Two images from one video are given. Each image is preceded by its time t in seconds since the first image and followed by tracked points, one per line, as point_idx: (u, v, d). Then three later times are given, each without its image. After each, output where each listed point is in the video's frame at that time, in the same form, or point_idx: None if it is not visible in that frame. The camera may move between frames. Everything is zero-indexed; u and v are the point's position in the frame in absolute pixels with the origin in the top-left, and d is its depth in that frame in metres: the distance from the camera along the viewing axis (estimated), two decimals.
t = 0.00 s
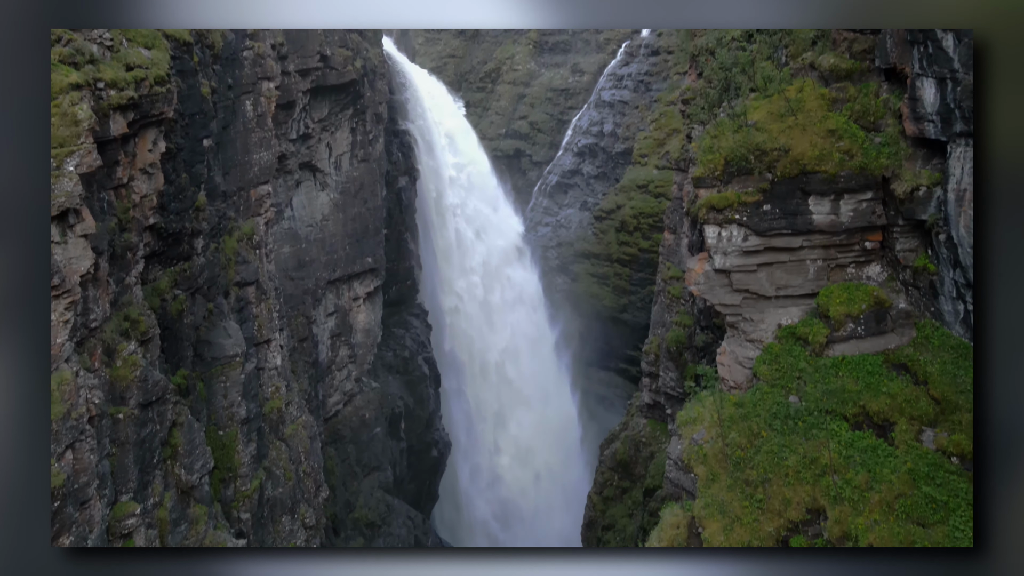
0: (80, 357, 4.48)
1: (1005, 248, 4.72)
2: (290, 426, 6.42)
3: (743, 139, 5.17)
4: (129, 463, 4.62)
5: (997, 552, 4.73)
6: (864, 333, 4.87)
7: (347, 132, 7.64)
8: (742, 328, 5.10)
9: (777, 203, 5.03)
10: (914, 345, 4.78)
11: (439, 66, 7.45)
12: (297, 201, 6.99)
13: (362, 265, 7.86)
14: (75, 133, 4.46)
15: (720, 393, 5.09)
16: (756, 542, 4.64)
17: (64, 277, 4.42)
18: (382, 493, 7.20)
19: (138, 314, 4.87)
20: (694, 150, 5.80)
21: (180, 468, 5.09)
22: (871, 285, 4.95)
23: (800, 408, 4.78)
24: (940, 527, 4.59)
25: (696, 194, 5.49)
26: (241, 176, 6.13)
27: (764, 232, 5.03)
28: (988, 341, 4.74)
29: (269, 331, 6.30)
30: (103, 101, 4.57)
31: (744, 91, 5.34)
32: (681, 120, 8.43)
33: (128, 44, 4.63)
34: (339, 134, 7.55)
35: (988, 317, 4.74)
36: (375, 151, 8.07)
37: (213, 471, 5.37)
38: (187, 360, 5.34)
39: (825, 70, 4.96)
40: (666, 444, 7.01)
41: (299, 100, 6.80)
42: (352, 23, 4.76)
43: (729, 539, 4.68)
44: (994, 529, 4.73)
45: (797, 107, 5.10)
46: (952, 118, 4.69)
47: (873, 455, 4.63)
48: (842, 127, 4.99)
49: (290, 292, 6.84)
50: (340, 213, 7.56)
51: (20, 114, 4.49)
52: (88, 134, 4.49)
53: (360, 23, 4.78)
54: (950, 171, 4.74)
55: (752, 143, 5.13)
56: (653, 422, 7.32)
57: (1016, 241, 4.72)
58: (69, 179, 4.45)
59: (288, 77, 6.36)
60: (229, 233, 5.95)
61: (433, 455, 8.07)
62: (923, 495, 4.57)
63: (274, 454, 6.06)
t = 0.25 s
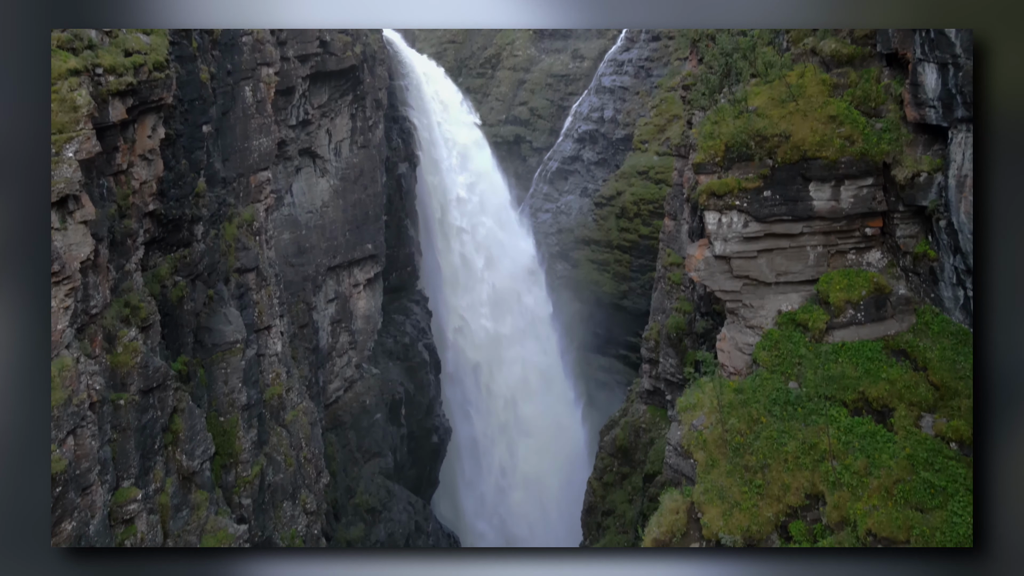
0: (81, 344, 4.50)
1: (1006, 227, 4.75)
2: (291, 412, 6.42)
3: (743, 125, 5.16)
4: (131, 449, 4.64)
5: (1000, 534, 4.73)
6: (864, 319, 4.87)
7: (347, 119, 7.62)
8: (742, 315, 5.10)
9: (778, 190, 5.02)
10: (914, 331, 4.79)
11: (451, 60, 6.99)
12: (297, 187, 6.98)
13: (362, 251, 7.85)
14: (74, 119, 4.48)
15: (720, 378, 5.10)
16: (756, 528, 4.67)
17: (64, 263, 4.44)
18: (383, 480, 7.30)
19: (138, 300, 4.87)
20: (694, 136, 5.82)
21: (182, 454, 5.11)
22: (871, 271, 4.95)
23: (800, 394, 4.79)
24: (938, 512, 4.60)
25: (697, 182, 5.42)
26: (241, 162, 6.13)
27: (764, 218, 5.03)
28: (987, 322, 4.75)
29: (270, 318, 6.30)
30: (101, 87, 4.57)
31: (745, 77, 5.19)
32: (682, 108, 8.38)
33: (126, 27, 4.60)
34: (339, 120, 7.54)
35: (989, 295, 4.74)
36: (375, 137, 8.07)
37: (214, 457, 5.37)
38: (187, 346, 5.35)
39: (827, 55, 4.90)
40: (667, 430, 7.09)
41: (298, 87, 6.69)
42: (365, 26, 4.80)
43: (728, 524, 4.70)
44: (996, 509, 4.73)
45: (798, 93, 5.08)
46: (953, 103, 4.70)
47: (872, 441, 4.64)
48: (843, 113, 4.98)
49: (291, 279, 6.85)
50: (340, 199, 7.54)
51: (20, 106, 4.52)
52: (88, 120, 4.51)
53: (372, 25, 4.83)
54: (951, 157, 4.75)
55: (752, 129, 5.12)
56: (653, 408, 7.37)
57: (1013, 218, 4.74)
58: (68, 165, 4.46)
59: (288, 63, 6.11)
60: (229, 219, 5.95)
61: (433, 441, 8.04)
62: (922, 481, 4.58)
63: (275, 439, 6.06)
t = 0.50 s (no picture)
0: (81, 332, 4.52)
1: (1005, 217, 4.76)
2: (292, 400, 6.42)
3: (744, 113, 5.14)
4: (131, 437, 4.68)
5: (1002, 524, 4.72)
6: (863, 307, 4.88)
7: (346, 107, 7.59)
8: (742, 303, 5.09)
9: (778, 178, 5.01)
10: (913, 320, 4.79)
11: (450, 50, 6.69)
12: (297, 176, 6.97)
13: (362, 240, 7.84)
14: (73, 108, 4.48)
15: (719, 367, 5.10)
16: (755, 515, 4.67)
17: (64, 252, 4.43)
18: (383, 467, 7.39)
19: (139, 289, 4.87)
20: (694, 124, 5.86)
21: (183, 442, 5.12)
22: (871, 260, 4.93)
23: (800, 382, 4.80)
24: (937, 500, 4.59)
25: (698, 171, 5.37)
26: (241, 150, 6.12)
27: (765, 207, 5.02)
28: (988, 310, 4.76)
29: (270, 307, 6.29)
30: (100, 75, 4.56)
31: (746, 65, 5.13)
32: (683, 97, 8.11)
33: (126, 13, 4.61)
34: (339, 108, 7.51)
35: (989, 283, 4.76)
36: (375, 126, 8.03)
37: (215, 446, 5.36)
38: (188, 334, 5.36)
39: (828, 43, 4.90)
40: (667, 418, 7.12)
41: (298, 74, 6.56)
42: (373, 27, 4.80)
43: (727, 512, 4.70)
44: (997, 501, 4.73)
45: (799, 81, 5.05)
46: (955, 92, 4.70)
47: (871, 429, 4.66)
48: (844, 101, 4.96)
49: (291, 268, 6.82)
50: (340, 187, 7.52)
51: (20, 92, 4.51)
52: (86, 108, 4.51)
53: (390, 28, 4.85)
54: (952, 145, 4.76)
55: (753, 116, 5.11)
56: (652, 397, 7.41)
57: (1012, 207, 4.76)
58: (68, 153, 4.46)
59: (287, 51, 5.90)
60: (229, 208, 5.95)
61: (432, 430, 8.18)
62: (921, 469, 4.59)
63: (276, 428, 6.06)
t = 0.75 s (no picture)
0: (81, 321, 4.54)
1: (1007, 206, 4.76)
2: (292, 388, 6.42)
3: (745, 102, 5.13)
4: (132, 426, 4.67)
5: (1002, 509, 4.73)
6: (864, 296, 4.88)
7: (347, 95, 7.53)
8: (742, 292, 5.10)
9: (779, 166, 5.00)
10: (913, 309, 4.80)
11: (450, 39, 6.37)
12: (297, 164, 6.94)
13: (362, 228, 7.80)
14: (71, 96, 4.50)
15: (719, 355, 5.12)
16: (754, 504, 4.66)
17: (64, 241, 4.45)
18: (384, 456, 7.39)
19: (139, 277, 4.86)
20: (694, 112, 5.89)
21: (184, 430, 5.13)
22: (871, 249, 4.93)
23: (799, 370, 4.81)
24: (936, 488, 4.59)
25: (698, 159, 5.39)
26: (240, 139, 6.10)
27: (765, 195, 5.02)
28: (988, 298, 4.76)
29: (270, 296, 6.28)
30: (99, 63, 4.57)
31: (746, 53, 5.01)
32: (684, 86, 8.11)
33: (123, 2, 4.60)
34: (339, 97, 7.45)
35: (990, 269, 4.76)
36: (375, 114, 7.90)
37: (216, 435, 5.38)
38: (188, 323, 5.37)
39: (829, 30, 4.91)
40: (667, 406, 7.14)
41: (298, 63, 6.41)
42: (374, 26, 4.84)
43: (727, 500, 4.70)
44: (996, 486, 4.74)
45: (800, 69, 5.02)
46: (956, 80, 4.70)
47: (871, 417, 4.67)
48: (845, 90, 4.94)
49: (291, 256, 6.85)
50: (340, 176, 7.49)
51: (19, 84, 4.53)
52: (86, 96, 4.53)
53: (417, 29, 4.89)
54: (952, 134, 4.76)
55: (753, 105, 5.11)
56: (653, 384, 7.38)
57: (1015, 194, 4.76)
58: (67, 142, 4.47)
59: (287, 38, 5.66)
60: (229, 196, 5.94)
61: (433, 418, 8.12)
62: (920, 457, 4.60)
63: (277, 416, 6.06)
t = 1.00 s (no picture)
0: (82, 310, 4.55)
1: (1008, 195, 4.75)
2: (292, 377, 6.43)
3: (746, 90, 5.11)
4: (133, 414, 4.69)
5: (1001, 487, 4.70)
6: (864, 284, 4.88)
7: (346, 84, 7.41)
8: (742, 281, 5.11)
9: (779, 154, 5.00)
10: (913, 297, 4.80)
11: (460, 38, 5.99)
12: (297, 152, 6.92)
13: (362, 217, 7.80)
14: (70, 84, 4.54)
15: (720, 344, 5.11)
16: (754, 492, 4.67)
17: (64, 230, 4.49)
18: (385, 444, 7.40)
19: (139, 266, 4.86)
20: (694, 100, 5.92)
21: (185, 419, 5.15)
22: (871, 237, 4.92)
23: (799, 359, 4.82)
24: (935, 476, 4.58)
25: (699, 147, 5.42)
26: (239, 127, 6.10)
27: (766, 183, 5.01)
28: (987, 286, 4.76)
29: (271, 284, 6.28)
30: (98, 51, 4.63)
31: (747, 40, 4.90)
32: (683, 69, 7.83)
33: None
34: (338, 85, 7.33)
35: (989, 258, 4.75)
36: (375, 102, 7.89)
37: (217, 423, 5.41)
38: (189, 312, 5.38)
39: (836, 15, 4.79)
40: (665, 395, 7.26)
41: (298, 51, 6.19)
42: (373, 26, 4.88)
43: (727, 488, 4.71)
44: (995, 463, 4.71)
45: (801, 57, 4.92)
46: (958, 68, 4.69)
47: (870, 405, 4.68)
48: (846, 78, 4.89)
49: (291, 246, 6.76)
50: (340, 164, 7.45)
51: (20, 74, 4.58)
52: (84, 85, 4.56)
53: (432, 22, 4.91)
54: (954, 122, 4.74)
55: (754, 93, 5.09)
56: (653, 373, 7.50)
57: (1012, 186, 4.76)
58: (66, 130, 4.52)
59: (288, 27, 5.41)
60: (229, 184, 5.93)
61: (433, 407, 8.12)
62: (919, 445, 4.61)
63: (277, 405, 6.06)
